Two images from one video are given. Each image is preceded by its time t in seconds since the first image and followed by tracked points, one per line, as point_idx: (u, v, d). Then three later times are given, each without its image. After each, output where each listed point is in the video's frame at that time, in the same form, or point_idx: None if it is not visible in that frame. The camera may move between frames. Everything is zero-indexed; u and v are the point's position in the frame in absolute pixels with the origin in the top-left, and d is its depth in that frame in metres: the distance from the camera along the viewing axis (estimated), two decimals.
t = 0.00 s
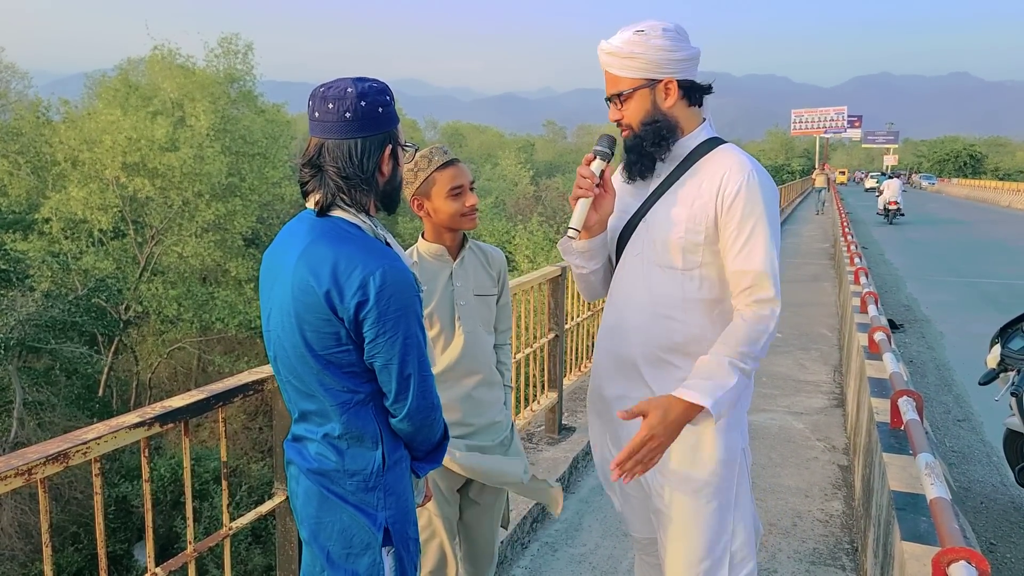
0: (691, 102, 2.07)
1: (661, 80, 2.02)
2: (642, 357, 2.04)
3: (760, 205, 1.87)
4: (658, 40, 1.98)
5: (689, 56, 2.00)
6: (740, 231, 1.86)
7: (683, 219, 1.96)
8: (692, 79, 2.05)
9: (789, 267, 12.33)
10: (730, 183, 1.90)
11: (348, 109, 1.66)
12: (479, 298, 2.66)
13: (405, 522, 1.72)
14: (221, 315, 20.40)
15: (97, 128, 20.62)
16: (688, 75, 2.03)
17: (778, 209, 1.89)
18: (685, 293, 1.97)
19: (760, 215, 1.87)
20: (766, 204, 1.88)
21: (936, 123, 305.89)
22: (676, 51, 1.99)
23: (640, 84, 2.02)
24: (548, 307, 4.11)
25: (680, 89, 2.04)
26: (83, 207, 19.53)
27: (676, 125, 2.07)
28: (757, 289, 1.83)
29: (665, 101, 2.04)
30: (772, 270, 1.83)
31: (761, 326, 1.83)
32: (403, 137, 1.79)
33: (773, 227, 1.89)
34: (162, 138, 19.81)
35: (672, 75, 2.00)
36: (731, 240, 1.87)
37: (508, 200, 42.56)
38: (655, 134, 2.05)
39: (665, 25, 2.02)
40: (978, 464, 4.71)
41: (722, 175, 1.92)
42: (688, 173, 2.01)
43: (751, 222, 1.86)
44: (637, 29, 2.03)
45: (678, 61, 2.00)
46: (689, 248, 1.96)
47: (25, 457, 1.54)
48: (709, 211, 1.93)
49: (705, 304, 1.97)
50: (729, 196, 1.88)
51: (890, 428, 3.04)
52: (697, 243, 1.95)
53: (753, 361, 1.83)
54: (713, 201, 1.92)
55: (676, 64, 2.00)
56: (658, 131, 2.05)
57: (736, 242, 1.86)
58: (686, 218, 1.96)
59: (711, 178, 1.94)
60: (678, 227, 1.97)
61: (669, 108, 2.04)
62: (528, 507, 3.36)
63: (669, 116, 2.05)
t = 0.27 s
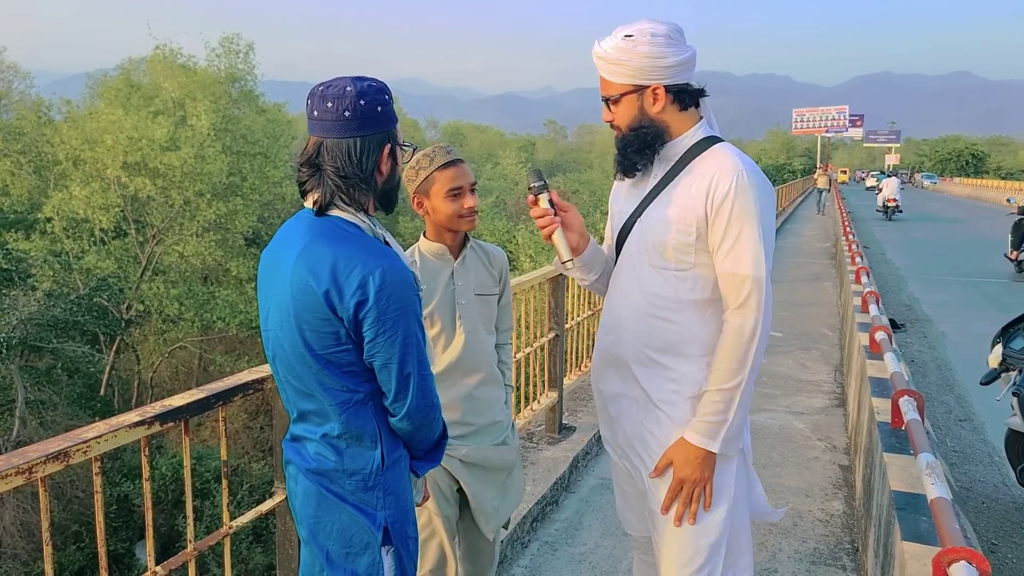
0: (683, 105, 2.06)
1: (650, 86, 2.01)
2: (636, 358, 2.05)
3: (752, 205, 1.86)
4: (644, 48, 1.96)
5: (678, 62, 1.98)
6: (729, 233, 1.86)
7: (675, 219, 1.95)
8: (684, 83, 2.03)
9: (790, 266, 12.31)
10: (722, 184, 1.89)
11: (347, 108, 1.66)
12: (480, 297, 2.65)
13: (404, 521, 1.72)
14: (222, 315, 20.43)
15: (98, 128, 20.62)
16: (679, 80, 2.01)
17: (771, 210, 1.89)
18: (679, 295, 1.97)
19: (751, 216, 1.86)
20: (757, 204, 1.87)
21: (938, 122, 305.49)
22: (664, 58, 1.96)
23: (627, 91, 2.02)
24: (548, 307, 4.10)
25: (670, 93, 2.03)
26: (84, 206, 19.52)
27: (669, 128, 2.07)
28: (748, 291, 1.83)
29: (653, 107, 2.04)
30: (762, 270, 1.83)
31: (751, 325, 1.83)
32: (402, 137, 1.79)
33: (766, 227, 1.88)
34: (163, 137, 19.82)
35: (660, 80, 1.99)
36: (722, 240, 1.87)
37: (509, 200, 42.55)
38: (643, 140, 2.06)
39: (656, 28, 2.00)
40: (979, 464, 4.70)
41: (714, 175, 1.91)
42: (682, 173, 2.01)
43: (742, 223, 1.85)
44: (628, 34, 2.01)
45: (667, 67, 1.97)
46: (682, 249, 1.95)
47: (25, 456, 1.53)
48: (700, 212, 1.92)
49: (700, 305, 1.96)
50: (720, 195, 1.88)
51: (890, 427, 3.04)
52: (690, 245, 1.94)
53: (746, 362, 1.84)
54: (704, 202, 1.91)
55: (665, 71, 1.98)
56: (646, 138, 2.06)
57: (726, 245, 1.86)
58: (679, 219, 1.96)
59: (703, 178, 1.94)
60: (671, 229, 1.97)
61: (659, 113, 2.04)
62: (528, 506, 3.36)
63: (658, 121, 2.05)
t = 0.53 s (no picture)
0: (682, 107, 2.05)
1: (649, 89, 2.00)
2: (634, 357, 2.04)
3: (748, 203, 1.86)
4: (642, 52, 1.95)
5: (676, 65, 1.97)
6: (725, 231, 1.85)
7: (673, 219, 1.95)
8: (683, 85, 2.02)
9: (792, 266, 12.29)
10: (718, 182, 1.89)
11: (347, 107, 1.65)
12: (481, 296, 2.65)
13: (404, 522, 1.71)
14: (224, 314, 20.48)
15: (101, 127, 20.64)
16: (678, 82, 2.00)
17: (766, 208, 1.88)
18: (676, 294, 1.96)
19: (747, 214, 1.85)
20: (754, 203, 1.86)
21: (941, 122, 304.98)
22: (662, 61, 1.95)
23: (627, 94, 2.01)
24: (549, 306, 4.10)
25: (669, 96, 2.02)
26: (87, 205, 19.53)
27: (668, 130, 2.06)
28: (742, 290, 1.83)
29: (653, 110, 2.03)
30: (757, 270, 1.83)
31: (746, 323, 1.83)
32: (403, 137, 1.78)
33: (763, 225, 1.87)
34: (164, 137, 19.86)
35: (658, 84, 1.99)
36: (718, 239, 1.86)
37: (510, 199, 42.56)
38: (643, 143, 2.06)
39: (653, 32, 1.99)
40: (981, 464, 4.69)
41: (711, 174, 1.91)
42: (681, 173, 2.01)
43: (737, 222, 1.85)
44: (625, 38, 2.01)
45: (665, 71, 1.97)
46: (681, 248, 1.95)
47: (28, 454, 1.53)
48: (697, 211, 1.92)
49: (698, 305, 1.96)
50: (716, 194, 1.87)
51: (892, 428, 3.03)
52: (687, 244, 1.94)
53: (741, 360, 1.83)
54: (702, 201, 1.91)
55: (663, 74, 1.97)
56: (648, 140, 2.05)
57: (722, 243, 1.86)
58: (677, 218, 1.95)
59: (700, 177, 1.94)
60: (668, 228, 1.96)
61: (658, 116, 2.04)
62: (528, 506, 3.35)
63: (658, 124, 2.05)
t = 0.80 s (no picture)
0: (681, 107, 2.06)
1: (648, 91, 2.01)
2: (633, 356, 2.05)
3: (748, 203, 1.86)
4: (641, 53, 1.95)
5: (674, 66, 1.97)
6: (724, 231, 1.86)
7: (675, 219, 1.96)
8: (681, 85, 2.03)
9: (793, 266, 12.28)
10: (719, 182, 1.89)
11: (347, 107, 1.66)
12: (483, 295, 2.66)
13: (403, 522, 1.72)
14: (225, 314, 20.51)
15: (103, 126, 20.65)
16: (676, 83, 2.01)
17: (767, 209, 1.88)
18: (676, 294, 1.97)
19: (748, 215, 1.85)
20: (753, 203, 1.87)
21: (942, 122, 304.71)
22: (661, 62, 1.96)
23: (625, 96, 2.02)
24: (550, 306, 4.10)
25: (668, 97, 2.03)
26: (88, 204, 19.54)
27: (667, 131, 2.07)
28: (743, 289, 1.83)
29: (652, 110, 2.04)
30: (758, 270, 1.83)
31: (746, 322, 1.83)
32: (403, 137, 1.79)
33: (764, 225, 1.88)
34: (166, 136, 19.89)
35: (658, 85, 1.99)
36: (718, 238, 1.87)
37: (512, 199, 42.59)
38: (643, 144, 2.06)
39: (651, 33, 2.00)
40: (982, 464, 4.69)
41: (711, 174, 1.91)
42: (681, 173, 2.01)
43: (736, 223, 1.85)
44: (622, 40, 2.01)
45: (663, 71, 1.97)
46: (680, 249, 1.95)
47: (30, 453, 1.54)
48: (697, 211, 1.92)
49: (698, 306, 1.96)
50: (716, 194, 1.88)
51: (893, 428, 3.03)
52: (688, 244, 1.94)
53: (740, 359, 1.84)
54: (702, 201, 1.91)
55: (662, 75, 1.97)
56: (648, 139, 2.06)
57: (722, 242, 1.86)
58: (677, 218, 1.96)
59: (700, 178, 1.94)
60: (668, 229, 1.97)
61: (657, 117, 2.05)
62: (529, 505, 3.35)
63: (657, 125, 2.05)
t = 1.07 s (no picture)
0: (677, 108, 2.07)
1: (645, 93, 2.02)
2: (634, 357, 2.06)
3: (748, 204, 1.87)
4: (636, 56, 1.97)
5: (670, 67, 1.98)
6: (724, 232, 1.87)
7: (674, 220, 1.97)
8: (677, 86, 2.04)
9: (793, 266, 12.29)
10: (719, 183, 1.90)
11: (345, 108, 1.67)
12: (483, 295, 2.67)
13: (403, 522, 1.73)
14: (226, 314, 20.56)
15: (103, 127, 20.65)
16: (671, 84, 2.02)
17: (766, 209, 1.90)
18: (677, 294, 1.98)
19: (748, 215, 1.87)
20: (753, 204, 1.88)
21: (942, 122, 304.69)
22: (657, 64, 1.97)
23: (622, 98, 2.03)
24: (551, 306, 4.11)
25: (664, 98, 2.04)
26: (88, 205, 19.54)
27: (664, 132, 2.08)
28: (743, 290, 1.84)
29: (649, 112, 2.05)
30: (757, 270, 1.84)
31: (748, 322, 1.85)
32: (400, 137, 1.80)
33: (763, 225, 1.89)
34: (166, 137, 19.91)
35: (655, 87, 2.01)
36: (718, 239, 1.88)
37: (512, 199, 42.59)
38: (640, 146, 2.07)
39: (646, 35, 2.01)
40: (982, 464, 4.70)
41: (710, 175, 1.92)
42: (679, 173, 2.02)
43: (737, 224, 1.86)
44: (617, 42, 2.02)
45: (659, 73, 1.98)
46: (680, 249, 1.96)
47: (30, 454, 1.55)
48: (696, 212, 1.93)
49: (698, 306, 1.97)
50: (716, 194, 1.89)
51: (893, 428, 3.04)
52: (688, 245, 1.95)
53: (742, 360, 1.85)
54: (701, 202, 1.92)
55: (658, 77, 1.99)
56: (645, 141, 2.07)
57: (722, 244, 1.87)
58: (676, 220, 1.97)
59: (699, 178, 1.95)
60: (668, 230, 1.98)
61: (654, 118, 2.06)
62: (530, 506, 3.36)
63: (654, 126, 2.07)
